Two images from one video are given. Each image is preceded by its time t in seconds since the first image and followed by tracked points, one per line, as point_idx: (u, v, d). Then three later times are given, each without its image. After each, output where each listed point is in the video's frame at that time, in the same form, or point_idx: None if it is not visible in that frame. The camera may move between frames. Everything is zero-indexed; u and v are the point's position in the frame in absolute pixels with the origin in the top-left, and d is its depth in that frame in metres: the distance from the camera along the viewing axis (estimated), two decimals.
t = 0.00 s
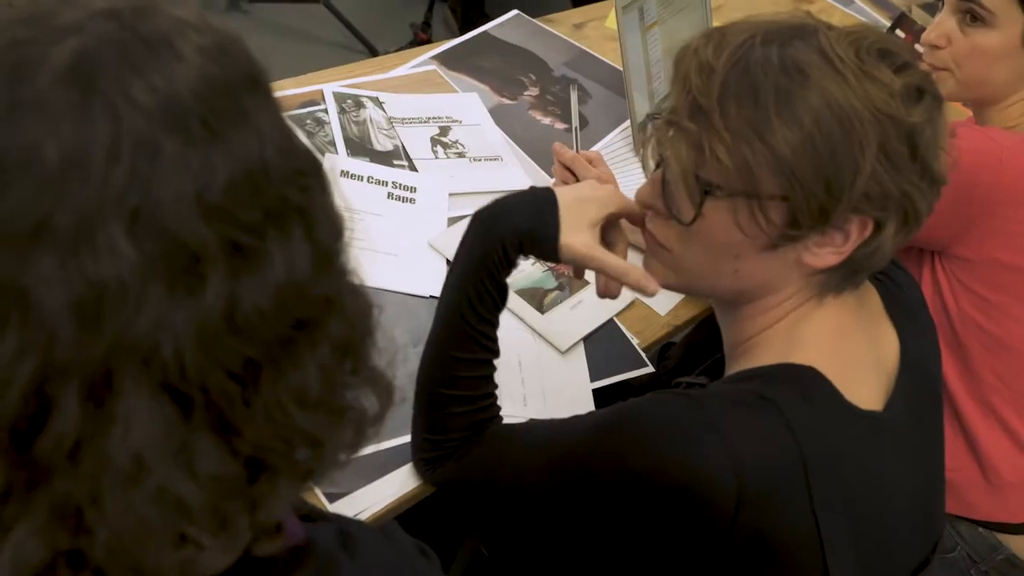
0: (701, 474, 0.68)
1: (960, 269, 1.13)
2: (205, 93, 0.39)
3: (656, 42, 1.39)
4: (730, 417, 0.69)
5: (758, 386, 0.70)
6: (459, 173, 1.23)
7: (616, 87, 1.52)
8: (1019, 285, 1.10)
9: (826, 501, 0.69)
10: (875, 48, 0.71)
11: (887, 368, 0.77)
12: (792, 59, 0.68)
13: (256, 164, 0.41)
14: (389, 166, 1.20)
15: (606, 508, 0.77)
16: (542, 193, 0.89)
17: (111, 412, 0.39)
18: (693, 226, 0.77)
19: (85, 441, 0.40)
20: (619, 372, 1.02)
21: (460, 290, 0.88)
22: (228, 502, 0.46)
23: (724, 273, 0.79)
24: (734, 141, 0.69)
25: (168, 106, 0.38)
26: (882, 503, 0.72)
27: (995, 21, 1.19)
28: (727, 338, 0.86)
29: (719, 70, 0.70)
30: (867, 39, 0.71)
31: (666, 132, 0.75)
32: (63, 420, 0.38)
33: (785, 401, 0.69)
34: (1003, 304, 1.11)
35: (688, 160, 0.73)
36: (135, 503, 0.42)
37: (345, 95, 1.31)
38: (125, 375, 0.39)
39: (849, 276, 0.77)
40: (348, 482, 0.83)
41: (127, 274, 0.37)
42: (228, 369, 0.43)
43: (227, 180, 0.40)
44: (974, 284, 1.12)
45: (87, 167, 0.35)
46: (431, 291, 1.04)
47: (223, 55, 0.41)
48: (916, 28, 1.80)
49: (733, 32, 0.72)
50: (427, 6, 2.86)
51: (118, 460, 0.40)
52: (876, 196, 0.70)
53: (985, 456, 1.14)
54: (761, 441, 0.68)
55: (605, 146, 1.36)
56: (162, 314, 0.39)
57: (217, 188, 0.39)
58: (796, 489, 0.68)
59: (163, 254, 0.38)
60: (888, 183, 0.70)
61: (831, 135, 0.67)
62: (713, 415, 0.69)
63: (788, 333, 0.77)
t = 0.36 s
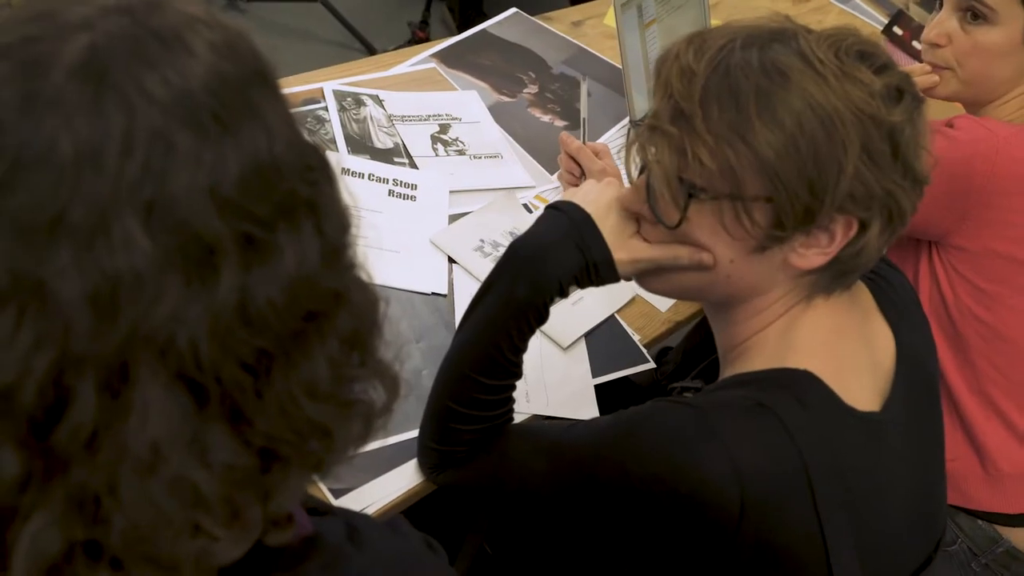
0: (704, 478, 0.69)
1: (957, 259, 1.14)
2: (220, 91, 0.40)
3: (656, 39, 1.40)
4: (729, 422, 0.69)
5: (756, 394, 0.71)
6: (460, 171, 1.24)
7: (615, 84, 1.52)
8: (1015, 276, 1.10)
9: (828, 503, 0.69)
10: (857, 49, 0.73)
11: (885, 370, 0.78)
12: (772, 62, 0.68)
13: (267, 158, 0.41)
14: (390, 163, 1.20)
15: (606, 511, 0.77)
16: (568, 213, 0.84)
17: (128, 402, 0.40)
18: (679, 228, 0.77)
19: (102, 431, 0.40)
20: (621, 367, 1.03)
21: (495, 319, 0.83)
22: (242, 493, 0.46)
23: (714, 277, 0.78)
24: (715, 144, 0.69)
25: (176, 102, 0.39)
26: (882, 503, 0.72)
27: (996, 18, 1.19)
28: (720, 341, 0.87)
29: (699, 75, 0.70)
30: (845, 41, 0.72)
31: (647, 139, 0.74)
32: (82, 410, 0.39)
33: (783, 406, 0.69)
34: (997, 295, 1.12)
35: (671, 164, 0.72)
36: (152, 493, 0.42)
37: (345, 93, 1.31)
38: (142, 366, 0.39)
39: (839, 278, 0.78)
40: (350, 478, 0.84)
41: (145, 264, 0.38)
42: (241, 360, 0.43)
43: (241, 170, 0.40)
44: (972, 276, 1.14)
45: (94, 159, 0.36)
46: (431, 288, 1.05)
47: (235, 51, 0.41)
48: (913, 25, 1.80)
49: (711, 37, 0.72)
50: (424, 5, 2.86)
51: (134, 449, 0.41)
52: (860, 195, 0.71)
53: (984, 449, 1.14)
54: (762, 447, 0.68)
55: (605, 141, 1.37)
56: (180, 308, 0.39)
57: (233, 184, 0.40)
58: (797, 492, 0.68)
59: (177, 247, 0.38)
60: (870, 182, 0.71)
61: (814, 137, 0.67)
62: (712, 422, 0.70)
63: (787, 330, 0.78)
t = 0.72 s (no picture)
0: (703, 499, 0.69)
1: (958, 272, 1.14)
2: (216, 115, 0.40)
3: (657, 51, 1.40)
4: (727, 443, 0.69)
5: (754, 412, 0.71)
6: (461, 185, 1.24)
7: (617, 97, 1.52)
8: (1015, 288, 1.10)
9: (827, 522, 0.69)
10: (846, 65, 0.73)
11: (884, 386, 0.78)
12: (759, 82, 0.69)
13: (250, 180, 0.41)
14: (391, 178, 1.21)
15: (604, 529, 0.77)
16: (564, 231, 0.85)
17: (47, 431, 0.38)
18: (673, 249, 0.77)
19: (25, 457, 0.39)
20: (621, 381, 1.03)
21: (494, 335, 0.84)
22: (184, 525, 0.45)
23: (711, 296, 0.78)
24: (704, 165, 0.70)
25: (174, 130, 0.39)
26: (882, 521, 0.72)
27: (996, 29, 1.19)
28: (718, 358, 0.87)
29: (687, 96, 0.71)
30: (830, 57, 0.73)
31: (639, 160, 0.75)
32: None
33: (781, 424, 0.69)
34: (998, 306, 1.12)
35: (662, 186, 0.73)
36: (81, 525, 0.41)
37: (346, 108, 1.31)
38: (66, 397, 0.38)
39: (834, 294, 0.78)
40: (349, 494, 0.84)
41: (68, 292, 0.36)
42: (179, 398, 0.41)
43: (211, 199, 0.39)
44: (972, 288, 1.13)
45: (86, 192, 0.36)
46: (431, 302, 1.05)
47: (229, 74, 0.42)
48: (915, 35, 1.81)
49: (699, 58, 0.73)
50: (428, 17, 2.88)
51: (54, 477, 0.39)
52: (853, 211, 0.71)
53: (986, 461, 1.14)
54: (758, 464, 0.68)
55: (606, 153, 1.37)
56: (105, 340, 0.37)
57: (182, 212, 0.38)
58: (797, 511, 0.68)
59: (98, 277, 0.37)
60: (860, 198, 0.71)
61: (802, 155, 0.68)
62: (710, 441, 0.70)
63: (786, 346, 0.78)
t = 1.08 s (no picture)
0: (692, 503, 0.69)
1: (950, 279, 1.15)
2: (205, 119, 0.41)
3: (653, 58, 1.41)
4: (718, 448, 0.70)
5: (745, 417, 0.71)
6: (457, 190, 1.25)
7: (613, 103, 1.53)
8: (1006, 295, 1.11)
9: (817, 528, 0.69)
10: (838, 73, 0.74)
11: (875, 393, 0.78)
12: (749, 90, 0.70)
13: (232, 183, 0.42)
14: (387, 183, 1.21)
15: (594, 535, 0.77)
16: (557, 236, 0.85)
17: None
18: (663, 254, 0.77)
19: None
20: (615, 387, 1.03)
21: (484, 342, 0.84)
22: (87, 528, 0.43)
23: (703, 302, 0.79)
24: (694, 170, 0.70)
25: (159, 138, 0.40)
26: (870, 526, 0.72)
27: (989, 38, 1.20)
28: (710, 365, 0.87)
29: (678, 102, 0.72)
30: (823, 65, 0.73)
31: (631, 166, 0.75)
32: None
33: (770, 431, 0.70)
34: (990, 313, 1.12)
35: (652, 192, 0.73)
36: None
37: (343, 113, 1.32)
38: None
39: (824, 300, 0.78)
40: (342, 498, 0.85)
41: None
42: (114, 372, 0.40)
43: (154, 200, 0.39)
44: (965, 295, 1.14)
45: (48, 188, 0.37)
46: (426, 307, 1.05)
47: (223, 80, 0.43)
48: (911, 43, 1.81)
49: (693, 64, 0.74)
50: (427, 23, 2.89)
51: None
52: (841, 219, 0.71)
53: (978, 467, 1.14)
54: (747, 471, 0.69)
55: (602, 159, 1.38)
56: (11, 319, 0.38)
57: (101, 207, 0.38)
58: (787, 517, 0.69)
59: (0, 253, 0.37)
60: (849, 207, 0.71)
61: (791, 162, 0.68)
62: (701, 446, 0.70)
63: (778, 352, 0.79)
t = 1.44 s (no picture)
0: (669, 519, 0.70)
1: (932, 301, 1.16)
2: (198, 126, 0.42)
3: (641, 78, 1.43)
4: (695, 464, 0.71)
5: (722, 433, 0.72)
6: (445, 205, 1.26)
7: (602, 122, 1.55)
8: (984, 318, 1.12)
9: (791, 546, 0.70)
10: (819, 96, 0.75)
11: (852, 413, 0.79)
12: (729, 111, 0.71)
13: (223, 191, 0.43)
14: (375, 197, 1.22)
15: (573, 550, 0.78)
16: (540, 251, 0.86)
17: None
18: (642, 271, 0.78)
19: None
20: (597, 403, 1.04)
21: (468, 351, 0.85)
22: (72, 521, 0.43)
23: (684, 319, 0.80)
24: (674, 189, 0.72)
25: (154, 145, 0.41)
26: (846, 545, 0.73)
27: (972, 66, 1.23)
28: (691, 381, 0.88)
29: (660, 122, 0.73)
30: (802, 88, 0.75)
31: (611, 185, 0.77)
32: None
33: (746, 447, 0.71)
34: (970, 336, 1.14)
35: (632, 210, 0.75)
36: None
37: (334, 127, 1.33)
38: None
39: (801, 319, 0.80)
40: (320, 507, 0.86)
41: None
42: (100, 367, 0.41)
43: (144, 204, 0.40)
44: (946, 318, 1.15)
45: (44, 187, 0.38)
46: (411, 320, 1.06)
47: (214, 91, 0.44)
48: (898, 68, 1.84)
49: (675, 85, 0.75)
50: (421, 39, 2.91)
51: None
52: (818, 240, 0.72)
53: (956, 489, 1.15)
54: (722, 486, 0.70)
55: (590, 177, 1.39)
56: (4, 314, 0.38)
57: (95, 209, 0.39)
58: (761, 534, 0.69)
59: None
60: (826, 228, 0.72)
61: (768, 183, 0.69)
62: (679, 463, 0.71)
63: (757, 368, 0.80)
